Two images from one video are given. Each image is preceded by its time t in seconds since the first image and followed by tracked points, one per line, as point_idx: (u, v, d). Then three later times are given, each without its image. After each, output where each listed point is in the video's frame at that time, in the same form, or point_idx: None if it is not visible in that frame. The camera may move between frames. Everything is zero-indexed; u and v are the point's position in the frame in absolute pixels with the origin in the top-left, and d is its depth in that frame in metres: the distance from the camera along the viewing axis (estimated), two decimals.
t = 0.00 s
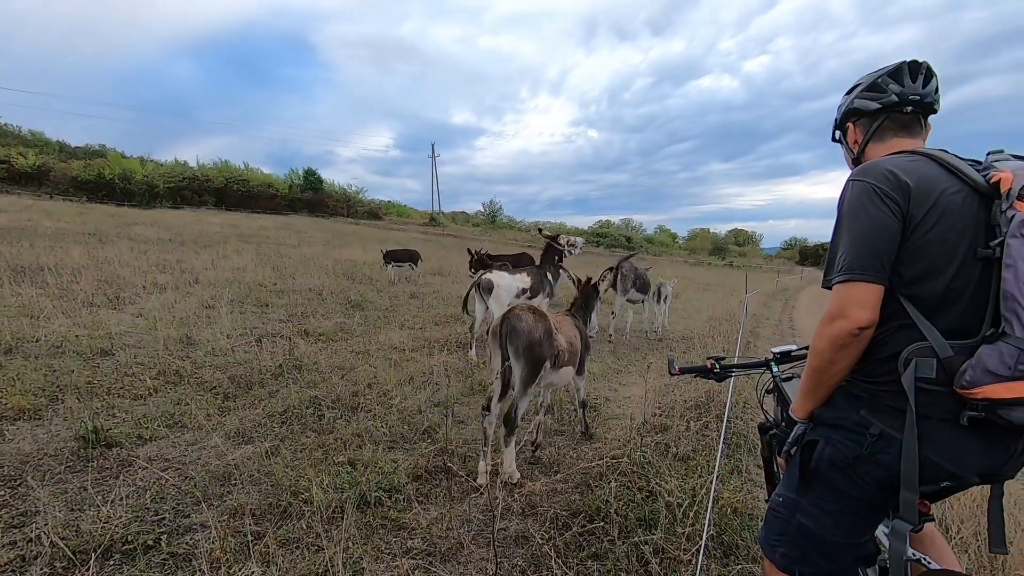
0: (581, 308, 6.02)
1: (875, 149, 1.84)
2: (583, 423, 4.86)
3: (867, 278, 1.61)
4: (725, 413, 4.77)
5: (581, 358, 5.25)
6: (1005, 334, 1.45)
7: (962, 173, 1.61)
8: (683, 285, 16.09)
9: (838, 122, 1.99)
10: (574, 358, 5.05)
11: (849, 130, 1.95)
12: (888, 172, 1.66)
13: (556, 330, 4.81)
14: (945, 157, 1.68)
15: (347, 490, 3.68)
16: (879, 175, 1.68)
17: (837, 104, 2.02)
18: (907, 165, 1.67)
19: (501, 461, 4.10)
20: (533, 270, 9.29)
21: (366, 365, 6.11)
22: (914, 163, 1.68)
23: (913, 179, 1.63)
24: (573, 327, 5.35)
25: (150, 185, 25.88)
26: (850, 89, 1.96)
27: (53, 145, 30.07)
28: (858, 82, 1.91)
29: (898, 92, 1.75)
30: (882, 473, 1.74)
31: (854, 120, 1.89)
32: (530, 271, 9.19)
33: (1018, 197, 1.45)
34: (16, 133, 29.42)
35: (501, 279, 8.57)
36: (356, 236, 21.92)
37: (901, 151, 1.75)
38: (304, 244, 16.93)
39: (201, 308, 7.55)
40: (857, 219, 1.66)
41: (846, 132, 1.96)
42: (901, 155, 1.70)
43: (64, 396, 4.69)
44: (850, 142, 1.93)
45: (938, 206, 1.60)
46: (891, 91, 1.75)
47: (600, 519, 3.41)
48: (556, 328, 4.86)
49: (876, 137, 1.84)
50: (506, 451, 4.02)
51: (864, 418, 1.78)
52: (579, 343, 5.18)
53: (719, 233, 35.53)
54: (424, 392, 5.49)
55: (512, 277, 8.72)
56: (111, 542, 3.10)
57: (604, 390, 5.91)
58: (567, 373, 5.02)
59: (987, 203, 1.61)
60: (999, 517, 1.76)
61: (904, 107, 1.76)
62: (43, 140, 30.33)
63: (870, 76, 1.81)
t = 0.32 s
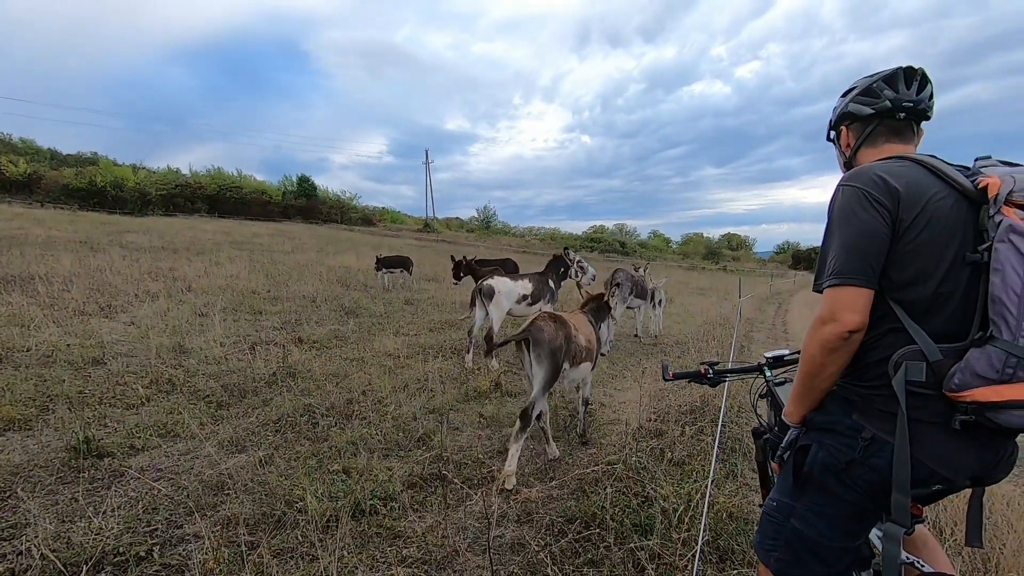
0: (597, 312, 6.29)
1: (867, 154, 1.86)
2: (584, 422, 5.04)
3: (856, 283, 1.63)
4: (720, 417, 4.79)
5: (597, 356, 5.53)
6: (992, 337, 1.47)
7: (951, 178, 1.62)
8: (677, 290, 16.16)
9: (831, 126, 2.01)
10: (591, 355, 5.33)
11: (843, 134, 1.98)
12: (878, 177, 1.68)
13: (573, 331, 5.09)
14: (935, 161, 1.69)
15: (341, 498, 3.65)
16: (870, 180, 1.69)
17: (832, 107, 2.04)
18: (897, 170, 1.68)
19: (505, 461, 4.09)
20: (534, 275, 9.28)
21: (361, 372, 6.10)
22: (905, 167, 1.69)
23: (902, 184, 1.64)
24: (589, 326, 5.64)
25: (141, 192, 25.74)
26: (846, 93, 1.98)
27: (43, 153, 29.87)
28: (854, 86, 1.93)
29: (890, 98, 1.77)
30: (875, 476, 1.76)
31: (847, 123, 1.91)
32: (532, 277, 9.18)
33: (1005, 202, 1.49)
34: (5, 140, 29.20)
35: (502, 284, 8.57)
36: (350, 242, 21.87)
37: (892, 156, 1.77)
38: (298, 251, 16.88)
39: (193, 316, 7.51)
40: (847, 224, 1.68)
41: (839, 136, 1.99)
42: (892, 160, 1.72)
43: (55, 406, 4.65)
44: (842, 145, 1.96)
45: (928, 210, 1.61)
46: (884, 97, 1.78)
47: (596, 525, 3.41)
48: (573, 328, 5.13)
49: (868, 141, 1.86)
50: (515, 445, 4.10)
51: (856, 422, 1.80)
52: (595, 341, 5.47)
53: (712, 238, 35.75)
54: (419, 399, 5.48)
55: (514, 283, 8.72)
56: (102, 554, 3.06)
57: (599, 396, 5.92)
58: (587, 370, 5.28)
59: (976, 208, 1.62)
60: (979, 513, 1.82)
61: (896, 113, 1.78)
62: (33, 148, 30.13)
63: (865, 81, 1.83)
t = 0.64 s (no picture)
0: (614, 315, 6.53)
1: (869, 149, 1.87)
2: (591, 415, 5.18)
3: (849, 283, 1.63)
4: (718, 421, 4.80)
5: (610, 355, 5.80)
6: (979, 341, 1.49)
7: (947, 180, 1.62)
8: (674, 294, 16.22)
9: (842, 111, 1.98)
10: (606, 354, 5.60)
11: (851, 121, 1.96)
12: (875, 177, 1.67)
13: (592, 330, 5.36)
14: (932, 162, 1.68)
15: (338, 505, 3.64)
16: (867, 180, 1.69)
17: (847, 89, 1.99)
18: (894, 170, 1.68)
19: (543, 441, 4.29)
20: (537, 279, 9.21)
21: (358, 378, 6.09)
22: (902, 168, 1.68)
23: (898, 186, 1.64)
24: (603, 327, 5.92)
25: (137, 198, 25.68)
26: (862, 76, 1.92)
27: (37, 159, 29.73)
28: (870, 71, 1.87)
29: (897, 95, 1.74)
30: (870, 478, 1.76)
31: (855, 112, 1.89)
32: (537, 281, 9.15)
33: (998, 206, 1.49)
34: None
35: (504, 289, 8.58)
36: (346, 248, 21.84)
37: (891, 154, 1.77)
38: (294, 257, 16.85)
39: (190, 323, 7.49)
40: (842, 224, 1.68)
41: (847, 122, 1.97)
42: (890, 160, 1.71)
43: (50, 414, 4.62)
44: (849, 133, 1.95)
45: (921, 213, 1.62)
46: (890, 93, 1.75)
47: (594, 531, 3.40)
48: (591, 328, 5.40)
49: (872, 135, 1.85)
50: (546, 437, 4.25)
51: (851, 423, 1.81)
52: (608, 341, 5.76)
53: (708, 242, 35.98)
54: (416, 405, 5.48)
55: (518, 288, 8.73)
56: (97, 563, 3.04)
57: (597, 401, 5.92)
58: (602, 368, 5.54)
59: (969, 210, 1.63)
60: (979, 511, 1.84)
61: (901, 109, 1.76)
62: (28, 154, 30.01)
63: (875, 73, 1.79)
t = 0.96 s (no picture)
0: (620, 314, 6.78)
1: (878, 146, 1.86)
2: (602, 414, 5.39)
3: (856, 285, 1.63)
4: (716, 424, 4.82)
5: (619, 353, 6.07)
6: (982, 351, 1.50)
7: (960, 185, 1.61)
8: (671, 297, 16.27)
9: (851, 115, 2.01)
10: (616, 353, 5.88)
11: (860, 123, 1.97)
12: (886, 177, 1.66)
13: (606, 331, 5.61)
14: (944, 165, 1.67)
15: (337, 511, 3.63)
16: (878, 180, 1.68)
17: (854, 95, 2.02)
18: (906, 171, 1.67)
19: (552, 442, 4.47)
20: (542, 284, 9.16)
21: (356, 382, 6.08)
22: (914, 170, 1.68)
23: (909, 188, 1.63)
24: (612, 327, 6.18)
25: (133, 203, 25.62)
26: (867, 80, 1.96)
27: (32, 164, 29.65)
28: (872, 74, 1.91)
29: (898, 87, 1.75)
30: (869, 482, 1.76)
31: (861, 113, 1.91)
32: (544, 286, 9.11)
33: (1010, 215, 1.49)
34: None
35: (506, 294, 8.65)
36: (344, 252, 21.82)
37: (905, 154, 1.76)
38: (291, 261, 16.84)
39: (187, 327, 7.47)
40: (850, 224, 1.67)
41: (857, 124, 1.98)
42: (901, 160, 1.70)
43: (46, 419, 4.60)
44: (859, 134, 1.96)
45: (930, 217, 1.61)
46: (892, 87, 1.76)
47: (593, 536, 3.40)
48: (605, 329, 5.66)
49: (881, 132, 1.85)
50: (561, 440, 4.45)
51: (849, 427, 1.82)
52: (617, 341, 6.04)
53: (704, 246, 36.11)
54: (414, 409, 5.48)
55: (521, 291, 8.75)
56: (94, 571, 3.02)
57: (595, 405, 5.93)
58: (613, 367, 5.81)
59: (981, 217, 1.62)
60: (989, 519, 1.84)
61: (905, 101, 1.76)
62: (23, 159, 29.93)
63: (875, 72, 1.82)
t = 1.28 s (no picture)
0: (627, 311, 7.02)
1: (886, 147, 1.86)
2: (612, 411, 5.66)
3: (859, 285, 1.63)
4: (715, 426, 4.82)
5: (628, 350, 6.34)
6: (981, 355, 1.50)
7: (963, 185, 1.61)
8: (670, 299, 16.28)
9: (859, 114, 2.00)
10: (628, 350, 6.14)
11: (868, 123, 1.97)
12: (889, 178, 1.67)
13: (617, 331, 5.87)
14: (948, 166, 1.68)
15: (336, 514, 3.62)
16: (880, 180, 1.69)
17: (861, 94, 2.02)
18: (909, 172, 1.67)
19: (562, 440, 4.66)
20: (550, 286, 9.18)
21: (355, 385, 6.08)
22: (918, 170, 1.68)
23: (913, 189, 1.64)
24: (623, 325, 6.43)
25: (132, 206, 25.59)
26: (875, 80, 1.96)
27: (30, 167, 29.62)
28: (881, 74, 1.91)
29: (908, 88, 1.75)
30: (868, 485, 1.76)
31: (869, 113, 1.91)
32: (551, 288, 9.12)
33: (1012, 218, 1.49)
34: None
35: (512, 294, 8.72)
36: (342, 255, 21.80)
37: (909, 155, 1.76)
38: (290, 264, 16.83)
39: (186, 331, 7.47)
40: (853, 223, 1.68)
41: (864, 124, 1.98)
42: (906, 161, 1.70)
43: (44, 424, 4.59)
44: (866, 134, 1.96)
45: (933, 217, 1.62)
46: (902, 87, 1.76)
47: (592, 539, 3.40)
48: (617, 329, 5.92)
49: (889, 133, 1.85)
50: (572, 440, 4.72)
51: (849, 430, 1.82)
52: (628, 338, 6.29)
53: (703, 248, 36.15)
54: (414, 412, 5.48)
55: (527, 292, 8.80)
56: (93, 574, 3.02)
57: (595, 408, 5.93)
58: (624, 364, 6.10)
59: (983, 218, 1.63)
60: (970, 515, 1.84)
61: (915, 102, 1.76)
62: (21, 162, 29.89)
63: (886, 71, 1.82)
